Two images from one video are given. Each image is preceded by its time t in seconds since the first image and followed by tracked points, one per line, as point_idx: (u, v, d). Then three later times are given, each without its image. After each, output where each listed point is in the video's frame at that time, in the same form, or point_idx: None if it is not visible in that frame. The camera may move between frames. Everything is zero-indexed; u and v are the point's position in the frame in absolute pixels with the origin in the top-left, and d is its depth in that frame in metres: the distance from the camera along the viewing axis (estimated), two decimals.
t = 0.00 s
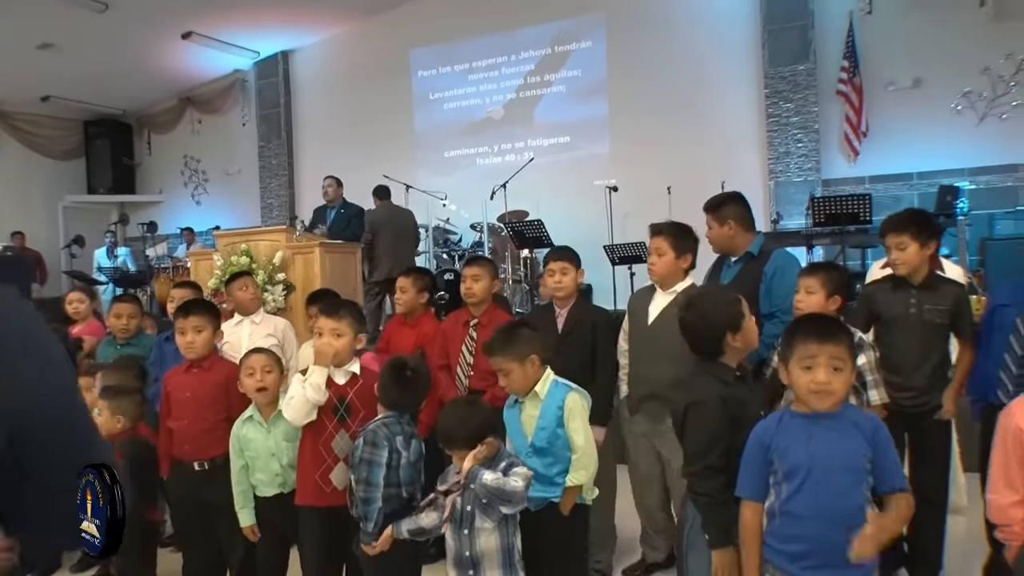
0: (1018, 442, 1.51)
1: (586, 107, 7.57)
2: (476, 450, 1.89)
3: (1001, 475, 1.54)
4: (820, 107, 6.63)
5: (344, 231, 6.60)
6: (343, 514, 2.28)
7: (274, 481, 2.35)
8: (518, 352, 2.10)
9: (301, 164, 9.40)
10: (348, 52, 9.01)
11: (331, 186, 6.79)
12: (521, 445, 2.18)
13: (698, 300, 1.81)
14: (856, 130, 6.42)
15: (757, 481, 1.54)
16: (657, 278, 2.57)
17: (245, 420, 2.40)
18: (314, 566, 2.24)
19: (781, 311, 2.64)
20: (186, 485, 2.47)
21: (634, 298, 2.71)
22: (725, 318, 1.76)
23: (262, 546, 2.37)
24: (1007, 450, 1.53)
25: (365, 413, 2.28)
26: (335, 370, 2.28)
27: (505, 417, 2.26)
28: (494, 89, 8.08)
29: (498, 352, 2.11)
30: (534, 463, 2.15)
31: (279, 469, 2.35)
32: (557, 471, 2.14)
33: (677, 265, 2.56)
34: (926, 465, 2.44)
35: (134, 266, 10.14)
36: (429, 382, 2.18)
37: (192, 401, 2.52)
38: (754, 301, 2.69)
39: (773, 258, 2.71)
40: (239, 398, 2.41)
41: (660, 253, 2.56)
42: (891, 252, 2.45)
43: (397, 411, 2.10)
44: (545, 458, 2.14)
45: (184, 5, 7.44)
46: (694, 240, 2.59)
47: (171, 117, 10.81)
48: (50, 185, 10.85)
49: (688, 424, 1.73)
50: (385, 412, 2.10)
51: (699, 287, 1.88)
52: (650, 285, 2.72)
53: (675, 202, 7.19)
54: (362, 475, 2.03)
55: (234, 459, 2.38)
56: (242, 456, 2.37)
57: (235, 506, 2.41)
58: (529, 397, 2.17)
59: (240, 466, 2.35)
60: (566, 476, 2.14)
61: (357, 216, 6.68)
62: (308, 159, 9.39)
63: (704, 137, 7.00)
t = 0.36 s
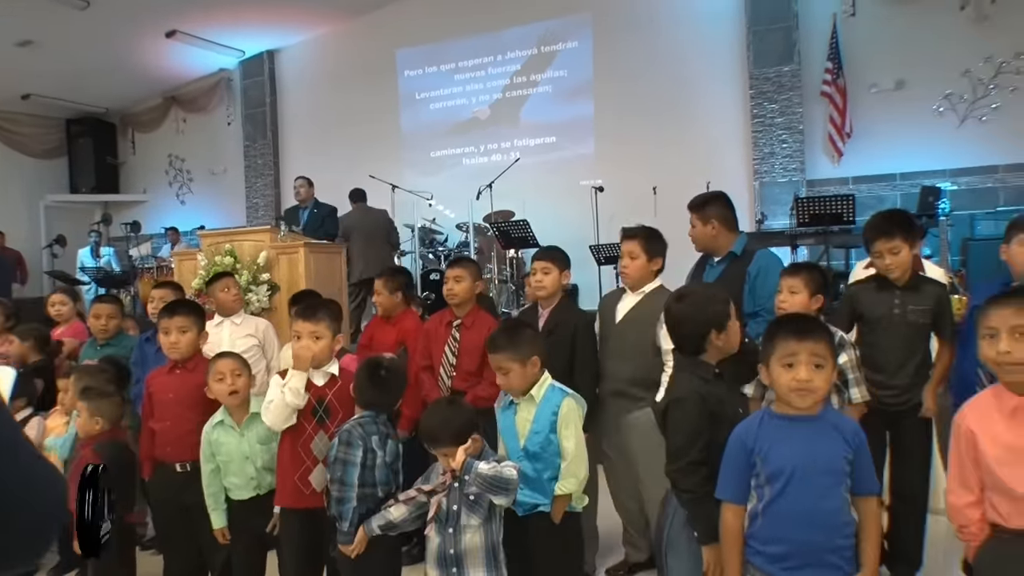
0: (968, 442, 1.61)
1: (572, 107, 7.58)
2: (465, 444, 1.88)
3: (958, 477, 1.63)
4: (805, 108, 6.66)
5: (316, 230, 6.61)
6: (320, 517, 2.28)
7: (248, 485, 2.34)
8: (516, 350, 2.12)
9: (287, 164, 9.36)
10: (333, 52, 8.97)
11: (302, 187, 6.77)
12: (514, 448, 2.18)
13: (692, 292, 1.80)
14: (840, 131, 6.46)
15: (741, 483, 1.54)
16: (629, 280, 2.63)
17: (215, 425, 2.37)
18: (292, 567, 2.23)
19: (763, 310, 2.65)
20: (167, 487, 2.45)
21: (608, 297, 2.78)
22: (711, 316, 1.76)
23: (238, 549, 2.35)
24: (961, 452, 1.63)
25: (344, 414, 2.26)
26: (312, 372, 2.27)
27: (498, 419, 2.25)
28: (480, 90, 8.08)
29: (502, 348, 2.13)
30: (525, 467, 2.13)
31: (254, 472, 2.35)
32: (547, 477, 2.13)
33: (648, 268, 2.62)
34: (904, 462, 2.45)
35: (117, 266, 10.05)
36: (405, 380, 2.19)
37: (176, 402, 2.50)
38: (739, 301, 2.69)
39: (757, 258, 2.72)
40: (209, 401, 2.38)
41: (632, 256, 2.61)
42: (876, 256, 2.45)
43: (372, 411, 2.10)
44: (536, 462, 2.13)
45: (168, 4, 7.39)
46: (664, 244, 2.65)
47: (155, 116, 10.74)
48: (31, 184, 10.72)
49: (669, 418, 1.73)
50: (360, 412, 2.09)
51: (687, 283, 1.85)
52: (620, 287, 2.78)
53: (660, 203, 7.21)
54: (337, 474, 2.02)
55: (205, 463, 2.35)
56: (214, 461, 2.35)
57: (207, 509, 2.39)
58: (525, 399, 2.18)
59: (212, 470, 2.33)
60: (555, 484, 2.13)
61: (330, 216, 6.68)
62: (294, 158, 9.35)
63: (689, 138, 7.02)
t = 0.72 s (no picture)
0: (933, 438, 1.65)
1: (553, 108, 7.60)
2: (450, 443, 1.92)
3: (921, 474, 1.66)
4: (785, 110, 6.71)
5: (295, 230, 6.59)
6: (297, 521, 2.26)
7: (221, 486, 2.33)
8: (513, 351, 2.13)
9: (269, 164, 9.31)
10: (315, 52, 8.94)
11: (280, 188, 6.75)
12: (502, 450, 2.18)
13: (665, 291, 1.82)
14: (819, 133, 6.51)
15: (707, 486, 1.56)
16: (595, 280, 2.67)
17: (193, 423, 2.36)
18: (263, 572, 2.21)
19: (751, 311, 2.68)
20: (139, 490, 2.44)
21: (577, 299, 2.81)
22: (683, 317, 1.77)
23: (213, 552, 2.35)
24: (926, 448, 1.66)
25: (319, 416, 2.26)
26: (286, 373, 2.26)
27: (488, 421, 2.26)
28: (463, 91, 8.08)
29: (498, 346, 2.15)
30: (510, 470, 2.14)
31: (227, 473, 2.32)
32: (532, 482, 2.12)
33: (615, 269, 2.68)
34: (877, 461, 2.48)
35: (96, 267, 9.97)
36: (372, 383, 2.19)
37: (149, 405, 2.47)
38: (725, 304, 2.71)
39: (738, 260, 2.74)
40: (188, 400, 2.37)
41: (600, 256, 2.66)
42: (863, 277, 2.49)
43: (344, 410, 2.10)
44: (522, 466, 2.13)
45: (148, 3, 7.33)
46: (631, 247, 2.73)
47: (135, 116, 10.66)
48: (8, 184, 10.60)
49: (641, 419, 1.74)
50: (333, 412, 2.09)
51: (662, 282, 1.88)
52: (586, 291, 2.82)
53: (642, 203, 7.25)
54: (317, 474, 2.01)
55: (180, 462, 2.34)
56: (188, 460, 2.34)
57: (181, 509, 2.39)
58: (516, 401, 2.19)
59: (186, 469, 2.32)
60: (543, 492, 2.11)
61: (307, 216, 6.67)
62: (276, 159, 9.31)
63: (670, 139, 7.06)
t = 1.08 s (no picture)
0: (884, 434, 1.66)
1: (525, 112, 7.61)
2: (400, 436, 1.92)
3: (871, 469, 1.68)
4: (754, 114, 6.77)
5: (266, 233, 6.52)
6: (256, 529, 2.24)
7: (174, 492, 2.29)
8: (488, 351, 2.15)
9: (238, 166, 9.21)
10: (285, 53, 8.87)
11: (253, 189, 6.70)
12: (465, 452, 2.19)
13: (620, 298, 1.79)
14: (787, 136, 6.57)
15: (657, 488, 1.57)
16: (551, 281, 2.69)
17: (147, 427, 2.32)
18: None
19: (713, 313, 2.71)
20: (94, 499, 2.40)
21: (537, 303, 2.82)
22: (639, 323, 1.75)
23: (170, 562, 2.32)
24: (876, 443, 1.68)
25: (278, 422, 2.26)
26: (244, 379, 2.25)
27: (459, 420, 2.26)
28: (434, 93, 8.06)
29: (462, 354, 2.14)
30: (470, 472, 2.16)
31: (180, 478, 2.29)
32: (492, 488, 2.12)
33: (572, 269, 2.68)
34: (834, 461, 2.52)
35: (61, 270, 9.78)
36: (332, 389, 2.22)
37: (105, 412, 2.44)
38: (685, 307, 2.74)
39: (698, 265, 2.75)
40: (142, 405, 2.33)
41: (555, 258, 2.67)
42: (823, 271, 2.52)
43: (304, 417, 2.12)
44: (482, 471, 2.14)
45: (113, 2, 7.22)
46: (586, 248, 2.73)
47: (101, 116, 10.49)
48: None
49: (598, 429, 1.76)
50: (293, 417, 2.11)
51: (614, 288, 1.86)
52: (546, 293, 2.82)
53: (612, 206, 7.28)
54: (286, 477, 2.04)
55: (132, 467, 2.30)
56: (141, 464, 2.30)
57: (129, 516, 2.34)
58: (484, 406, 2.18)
59: (138, 473, 2.28)
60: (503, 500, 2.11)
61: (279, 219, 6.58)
62: (247, 161, 9.21)
63: (640, 142, 7.10)
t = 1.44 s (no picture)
0: (829, 430, 1.70)
1: (479, 112, 7.61)
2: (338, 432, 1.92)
3: (816, 465, 1.71)
4: (705, 116, 6.87)
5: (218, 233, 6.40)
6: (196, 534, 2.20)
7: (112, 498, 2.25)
8: (418, 342, 2.16)
9: (188, 165, 9.02)
10: (236, 51, 8.72)
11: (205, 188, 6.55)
12: (404, 450, 2.17)
13: (558, 301, 1.81)
14: (738, 139, 6.66)
15: (597, 487, 1.59)
16: (508, 281, 2.68)
17: (85, 431, 2.27)
18: None
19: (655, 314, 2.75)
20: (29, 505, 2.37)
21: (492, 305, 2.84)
22: (576, 326, 1.76)
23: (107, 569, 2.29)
24: (820, 439, 1.71)
25: (218, 426, 2.23)
26: (185, 382, 2.22)
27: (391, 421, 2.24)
28: (388, 93, 8.00)
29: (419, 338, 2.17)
30: (414, 471, 2.14)
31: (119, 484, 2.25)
32: (437, 484, 2.12)
33: (528, 271, 2.69)
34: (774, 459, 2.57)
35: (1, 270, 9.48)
36: (278, 390, 2.21)
37: (40, 416, 2.38)
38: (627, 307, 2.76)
39: (639, 265, 2.78)
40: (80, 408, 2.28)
41: (513, 257, 2.67)
42: (754, 269, 2.55)
43: (249, 417, 2.10)
44: (427, 468, 2.13)
45: None
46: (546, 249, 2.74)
47: (44, 112, 10.18)
48: None
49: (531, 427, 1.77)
50: (237, 418, 2.08)
51: (554, 292, 1.87)
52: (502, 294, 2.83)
53: (565, 207, 7.32)
54: (236, 476, 2.02)
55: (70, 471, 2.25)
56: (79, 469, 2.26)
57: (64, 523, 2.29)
58: (424, 402, 2.20)
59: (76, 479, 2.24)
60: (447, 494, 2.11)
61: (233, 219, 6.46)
62: (197, 160, 9.04)
63: (593, 143, 7.16)
